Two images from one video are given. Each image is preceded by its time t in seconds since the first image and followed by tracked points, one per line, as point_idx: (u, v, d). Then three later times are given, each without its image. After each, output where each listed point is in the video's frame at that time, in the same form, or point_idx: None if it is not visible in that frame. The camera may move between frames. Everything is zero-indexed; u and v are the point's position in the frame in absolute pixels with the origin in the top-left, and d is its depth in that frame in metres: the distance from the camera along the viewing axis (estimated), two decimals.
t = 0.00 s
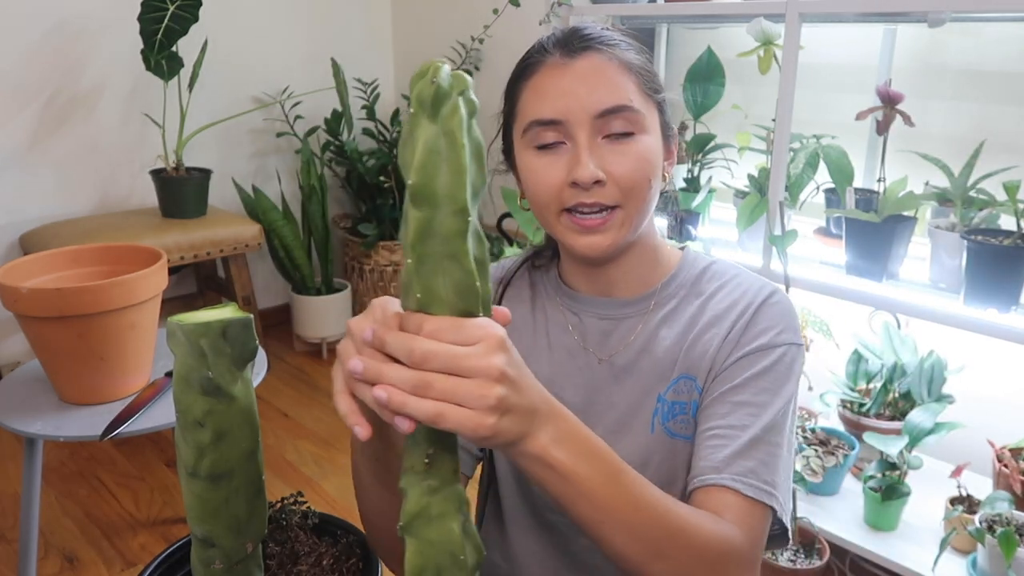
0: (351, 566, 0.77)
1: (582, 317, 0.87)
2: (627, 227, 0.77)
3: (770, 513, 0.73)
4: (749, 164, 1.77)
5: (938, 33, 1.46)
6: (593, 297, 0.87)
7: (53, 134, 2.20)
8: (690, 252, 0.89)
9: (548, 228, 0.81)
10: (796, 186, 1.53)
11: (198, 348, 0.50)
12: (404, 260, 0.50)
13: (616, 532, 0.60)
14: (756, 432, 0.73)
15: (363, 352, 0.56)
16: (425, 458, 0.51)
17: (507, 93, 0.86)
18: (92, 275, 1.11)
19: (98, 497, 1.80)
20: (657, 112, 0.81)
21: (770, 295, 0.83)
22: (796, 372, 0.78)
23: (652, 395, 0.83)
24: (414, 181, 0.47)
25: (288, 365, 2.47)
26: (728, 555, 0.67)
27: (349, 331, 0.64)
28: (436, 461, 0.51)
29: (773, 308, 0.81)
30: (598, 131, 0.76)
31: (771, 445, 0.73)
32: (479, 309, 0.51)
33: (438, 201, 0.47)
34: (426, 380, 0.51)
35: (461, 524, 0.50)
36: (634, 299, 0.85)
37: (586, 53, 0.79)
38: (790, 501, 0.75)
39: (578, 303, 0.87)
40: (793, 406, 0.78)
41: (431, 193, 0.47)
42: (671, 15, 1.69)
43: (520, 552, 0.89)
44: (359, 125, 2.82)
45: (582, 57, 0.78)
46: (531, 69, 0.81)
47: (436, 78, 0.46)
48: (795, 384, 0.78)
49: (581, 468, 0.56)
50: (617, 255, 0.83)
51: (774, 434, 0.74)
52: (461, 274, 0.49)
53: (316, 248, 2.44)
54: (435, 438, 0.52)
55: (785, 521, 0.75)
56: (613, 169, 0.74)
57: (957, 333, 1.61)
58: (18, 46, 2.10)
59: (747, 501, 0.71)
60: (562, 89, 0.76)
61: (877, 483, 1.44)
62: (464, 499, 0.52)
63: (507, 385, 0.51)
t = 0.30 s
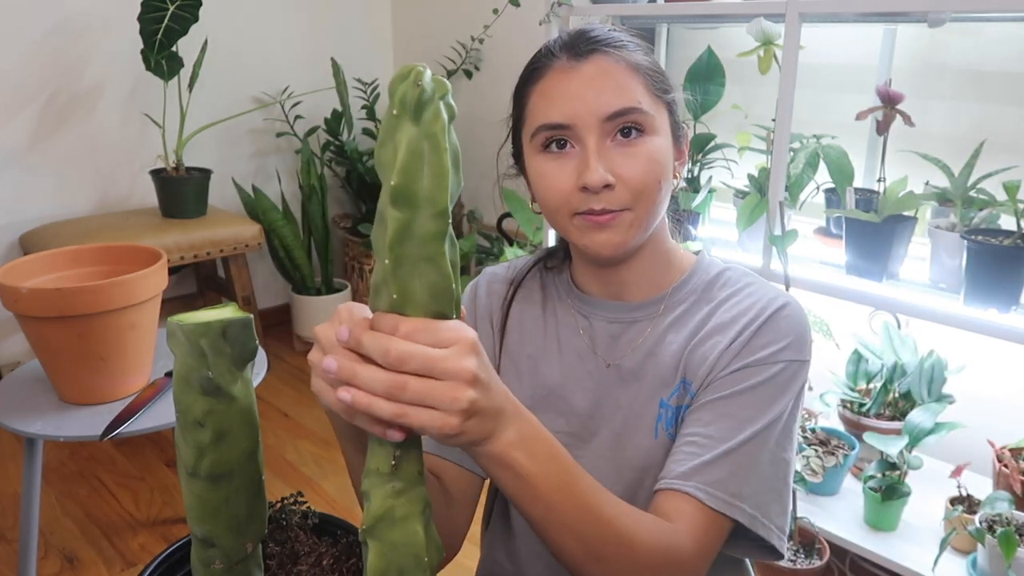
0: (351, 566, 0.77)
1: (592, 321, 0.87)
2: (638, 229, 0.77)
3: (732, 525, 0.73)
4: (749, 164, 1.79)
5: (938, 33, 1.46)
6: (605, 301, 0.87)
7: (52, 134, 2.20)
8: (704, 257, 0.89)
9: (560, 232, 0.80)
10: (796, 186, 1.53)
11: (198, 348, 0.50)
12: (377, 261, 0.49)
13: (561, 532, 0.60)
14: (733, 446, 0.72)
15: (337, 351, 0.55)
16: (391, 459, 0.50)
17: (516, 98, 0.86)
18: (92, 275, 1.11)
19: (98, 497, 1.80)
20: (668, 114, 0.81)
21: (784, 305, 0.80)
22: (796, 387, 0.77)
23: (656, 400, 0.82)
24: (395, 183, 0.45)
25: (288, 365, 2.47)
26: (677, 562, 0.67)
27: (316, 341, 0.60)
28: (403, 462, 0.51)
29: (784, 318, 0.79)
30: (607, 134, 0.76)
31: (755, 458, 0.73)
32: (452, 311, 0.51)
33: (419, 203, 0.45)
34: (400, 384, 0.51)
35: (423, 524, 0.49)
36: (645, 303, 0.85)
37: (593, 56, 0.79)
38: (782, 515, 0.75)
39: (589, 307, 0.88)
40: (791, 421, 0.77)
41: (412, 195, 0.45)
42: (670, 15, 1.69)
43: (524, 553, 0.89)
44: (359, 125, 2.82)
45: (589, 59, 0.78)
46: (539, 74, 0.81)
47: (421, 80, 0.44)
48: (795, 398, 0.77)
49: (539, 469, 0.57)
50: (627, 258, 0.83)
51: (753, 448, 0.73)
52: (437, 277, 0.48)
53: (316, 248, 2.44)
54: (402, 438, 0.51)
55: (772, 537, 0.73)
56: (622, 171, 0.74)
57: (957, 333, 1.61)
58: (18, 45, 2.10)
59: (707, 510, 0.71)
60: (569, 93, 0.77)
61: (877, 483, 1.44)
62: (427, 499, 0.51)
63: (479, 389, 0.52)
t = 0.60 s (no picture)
0: (351, 566, 0.77)
1: (596, 323, 0.87)
2: (643, 232, 0.77)
3: (722, 529, 0.73)
4: (749, 164, 1.80)
5: (938, 33, 1.46)
6: (608, 304, 0.87)
7: (52, 134, 2.20)
8: (708, 260, 0.88)
9: (564, 235, 0.80)
10: (796, 185, 1.52)
11: (199, 348, 0.50)
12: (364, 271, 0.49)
13: (547, 530, 0.60)
14: (728, 449, 0.72)
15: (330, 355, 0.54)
16: (386, 467, 0.51)
17: (518, 99, 0.86)
18: (92, 275, 1.11)
19: (98, 497, 1.80)
20: (672, 115, 0.81)
21: (787, 309, 0.80)
22: (797, 392, 0.77)
23: (657, 403, 0.82)
24: (377, 194, 0.46)
25: (288, 365, 2.47)
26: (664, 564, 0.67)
27: (309, 351, 0.60)
28: (397, 468, 0.51)
29: (788, 323, 0.79)
30: (611, 137, 0.76)
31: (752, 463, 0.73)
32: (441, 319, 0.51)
33: (400, 213, 0.46)
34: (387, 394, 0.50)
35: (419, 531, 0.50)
36: (648, 306, 0.85)
37: (597, 57, 0.79)
38: (777, 518, 0.75)
39: (592, 310, 0.88)
40: (791, 426, 0.77)
41: (395, 205, 0.46)
42: (670, 15, 1.69)
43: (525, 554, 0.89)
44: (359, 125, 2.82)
45: (593, 60, 0.78)
46: (541, 75, 0.81)
47: (398, 88, 0.45)
48: (796, 403, 0.77)
49: (529, 473, 0.57)
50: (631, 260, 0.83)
51: (749, 451, 0.73)
52: (423, 285, 0.48)
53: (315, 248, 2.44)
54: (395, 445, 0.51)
55: (765, 542, 0.74)
56: (627, 174, 0.74)
57: (957, 333, 1.61)
58: (18, 45, 2.10)
59: (696, 513, 0.71)
60: (573, 95, 0.77)
61: (877, 483, 1.44)
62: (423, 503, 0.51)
63: (466, 400, 0.51)
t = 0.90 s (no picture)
0: (351, 566, 0.77)
1: (598, 325, 0.87)
2: (646, 233, 0.77)
3: (723, 531, 0.73)
4: (749, 164, 1.80)
5: (938, 33, 1.46)
6: (610, 305, 0.87)
7: (52, 134, 2.20)
8: (710, 261, 0.88)
9: (567, 236, 0.80)
10: (796, 185, 1.52)
11: (198, 348, 0.50)
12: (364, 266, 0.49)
13: (549, 530, 0.60)
14: (729, 450, 0.72)
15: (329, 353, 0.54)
16: (387, 467, 0.51)
17: (521, 100, 0.86)
18: (92, 275, 1.11)
19: (98, 497, 1.80)
20: (675, 115, 0.81)
21: (789, 310, 0.80)
22: (800, 394, 0.77)
23: (659, 404, 0.82)
24: (378, 189, 0.46)
25: (288, 365, 2.47)
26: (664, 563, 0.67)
27: (309, 350, 0.59)
28: (398, 469, 0.51)
29: (790, 324, 0.79)
30: (614, 138, 0.76)
31: (753, 465, 0.73)
32: (441, 314, 0.51)
33: (401, 208, 0.46)
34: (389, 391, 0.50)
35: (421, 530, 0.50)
36: (650, 307, 0.85)
37: (600, 57, 0.79)
38: (777, 520, 0.75)
39: (594, 311, 0.88)
40: (793, 428, 0.77)
41: (396, 201, 0.46)
42: (670, 15, 1.69)
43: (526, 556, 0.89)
44: (359, 125, 2.82)
45: (595, 61, 0.78)
46: (544, 76, 0.81)
47: (397, 83, 0.45)
48: (799, 404, 0.77)
49: (531, 473, 0.57)
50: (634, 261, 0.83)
51: (751, 453, 0.73)
52: (424, 280, 0.48)
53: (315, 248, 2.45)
54: (397, 445, 0.51)
55: (766, 543, 0.74)
56: (631, 175, 0.74)
57: (957, 334, 1.61)
58: (18, 45, 2.10)
59: (697, 513, 0.71)
60: (576, 96, 0.77)
61: (877, 483, 1.44)
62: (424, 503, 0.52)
63: (468, 395, 0.51)
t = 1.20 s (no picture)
0: (351, 567, 0.77)
1: (598, 325, 0.87)
2: (645, 234, 0.77)
3: (724, 530, 0.73)
4: (750, 164, 1.80)
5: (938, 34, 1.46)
6: (610, 305, 0.87)
7: (52, 134, 2.20)
8: (711, 261, 0.88)
9: (567, 235, 0.80)
10: (796, 185, 1.52)
11: (198, 348, 0.50)
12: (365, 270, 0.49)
13: (549, 530, 0.60)
14: (729, 451, 0.72)
15: (331, 356, 0.55)
16: (390, 470, 0.51)
17: (522, 99, 0.86)
18: (92, 276, 1.11)
19: (98, 497, 1.80)
20: (676, 116, 0.81)
21: (788, 310, 0.80)
22: (799, 395, 0.77)
23: (659, 404, 0.82)
24: (376, 194, 0.45)
25: (289, 365, 2.47)
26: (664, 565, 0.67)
27: (310, 352, 0.59)
28: (401, 471, 0.51)
29: (789, 325, 0.79)
30: (615, 137, 0.76)
31: (753, 465, 0.73)
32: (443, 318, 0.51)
33: (400, 213, 0.45)
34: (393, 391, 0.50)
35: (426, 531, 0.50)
36: (650, 307, 0.85)
37: (602, 57, 0.79)
38: (778, 520, 0.75)
39: (594, 311, 0.88)
40: (793, 428, 0.77)
41: (395, 205, 0.45)
42: (670, 15, 1.69)
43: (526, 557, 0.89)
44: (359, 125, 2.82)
45: (597, 61, 0.78)
46: (546, 75, 0.81)
47: (395, 86, 0.44)
48: (798, 404, 0.77)
49: (533, 474, 0.57)
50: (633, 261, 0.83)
51: (752, 453, 0.73)
52: (424, 284, 0.48)
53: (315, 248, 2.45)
54: (400, 447, 0.51)
55: (766, 543, 0.73)
56: (632, 175, 0.74)
57: (957, 334, 1.61)
58: (18, 45, 2.10)
59: (698, 513, 0.70)
60: (578, 95, 0.77)
61: (877, 483, 1.44)
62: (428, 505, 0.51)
63: (470, 398, 0.52)
